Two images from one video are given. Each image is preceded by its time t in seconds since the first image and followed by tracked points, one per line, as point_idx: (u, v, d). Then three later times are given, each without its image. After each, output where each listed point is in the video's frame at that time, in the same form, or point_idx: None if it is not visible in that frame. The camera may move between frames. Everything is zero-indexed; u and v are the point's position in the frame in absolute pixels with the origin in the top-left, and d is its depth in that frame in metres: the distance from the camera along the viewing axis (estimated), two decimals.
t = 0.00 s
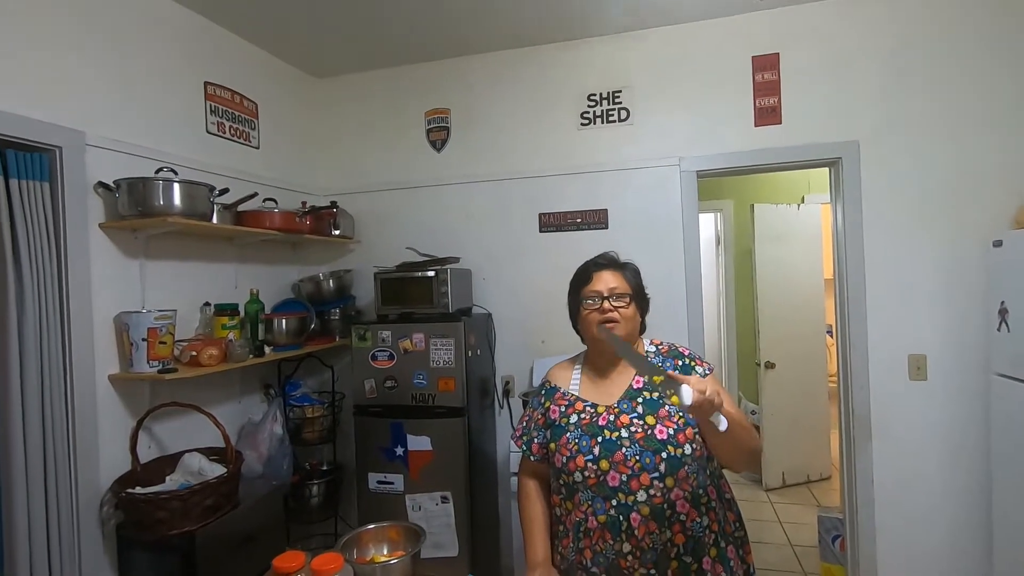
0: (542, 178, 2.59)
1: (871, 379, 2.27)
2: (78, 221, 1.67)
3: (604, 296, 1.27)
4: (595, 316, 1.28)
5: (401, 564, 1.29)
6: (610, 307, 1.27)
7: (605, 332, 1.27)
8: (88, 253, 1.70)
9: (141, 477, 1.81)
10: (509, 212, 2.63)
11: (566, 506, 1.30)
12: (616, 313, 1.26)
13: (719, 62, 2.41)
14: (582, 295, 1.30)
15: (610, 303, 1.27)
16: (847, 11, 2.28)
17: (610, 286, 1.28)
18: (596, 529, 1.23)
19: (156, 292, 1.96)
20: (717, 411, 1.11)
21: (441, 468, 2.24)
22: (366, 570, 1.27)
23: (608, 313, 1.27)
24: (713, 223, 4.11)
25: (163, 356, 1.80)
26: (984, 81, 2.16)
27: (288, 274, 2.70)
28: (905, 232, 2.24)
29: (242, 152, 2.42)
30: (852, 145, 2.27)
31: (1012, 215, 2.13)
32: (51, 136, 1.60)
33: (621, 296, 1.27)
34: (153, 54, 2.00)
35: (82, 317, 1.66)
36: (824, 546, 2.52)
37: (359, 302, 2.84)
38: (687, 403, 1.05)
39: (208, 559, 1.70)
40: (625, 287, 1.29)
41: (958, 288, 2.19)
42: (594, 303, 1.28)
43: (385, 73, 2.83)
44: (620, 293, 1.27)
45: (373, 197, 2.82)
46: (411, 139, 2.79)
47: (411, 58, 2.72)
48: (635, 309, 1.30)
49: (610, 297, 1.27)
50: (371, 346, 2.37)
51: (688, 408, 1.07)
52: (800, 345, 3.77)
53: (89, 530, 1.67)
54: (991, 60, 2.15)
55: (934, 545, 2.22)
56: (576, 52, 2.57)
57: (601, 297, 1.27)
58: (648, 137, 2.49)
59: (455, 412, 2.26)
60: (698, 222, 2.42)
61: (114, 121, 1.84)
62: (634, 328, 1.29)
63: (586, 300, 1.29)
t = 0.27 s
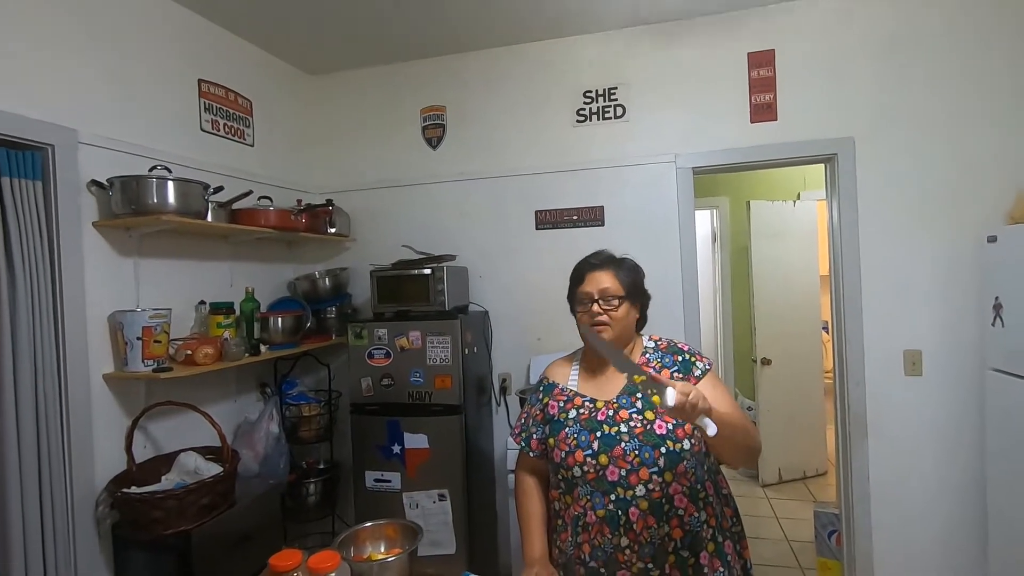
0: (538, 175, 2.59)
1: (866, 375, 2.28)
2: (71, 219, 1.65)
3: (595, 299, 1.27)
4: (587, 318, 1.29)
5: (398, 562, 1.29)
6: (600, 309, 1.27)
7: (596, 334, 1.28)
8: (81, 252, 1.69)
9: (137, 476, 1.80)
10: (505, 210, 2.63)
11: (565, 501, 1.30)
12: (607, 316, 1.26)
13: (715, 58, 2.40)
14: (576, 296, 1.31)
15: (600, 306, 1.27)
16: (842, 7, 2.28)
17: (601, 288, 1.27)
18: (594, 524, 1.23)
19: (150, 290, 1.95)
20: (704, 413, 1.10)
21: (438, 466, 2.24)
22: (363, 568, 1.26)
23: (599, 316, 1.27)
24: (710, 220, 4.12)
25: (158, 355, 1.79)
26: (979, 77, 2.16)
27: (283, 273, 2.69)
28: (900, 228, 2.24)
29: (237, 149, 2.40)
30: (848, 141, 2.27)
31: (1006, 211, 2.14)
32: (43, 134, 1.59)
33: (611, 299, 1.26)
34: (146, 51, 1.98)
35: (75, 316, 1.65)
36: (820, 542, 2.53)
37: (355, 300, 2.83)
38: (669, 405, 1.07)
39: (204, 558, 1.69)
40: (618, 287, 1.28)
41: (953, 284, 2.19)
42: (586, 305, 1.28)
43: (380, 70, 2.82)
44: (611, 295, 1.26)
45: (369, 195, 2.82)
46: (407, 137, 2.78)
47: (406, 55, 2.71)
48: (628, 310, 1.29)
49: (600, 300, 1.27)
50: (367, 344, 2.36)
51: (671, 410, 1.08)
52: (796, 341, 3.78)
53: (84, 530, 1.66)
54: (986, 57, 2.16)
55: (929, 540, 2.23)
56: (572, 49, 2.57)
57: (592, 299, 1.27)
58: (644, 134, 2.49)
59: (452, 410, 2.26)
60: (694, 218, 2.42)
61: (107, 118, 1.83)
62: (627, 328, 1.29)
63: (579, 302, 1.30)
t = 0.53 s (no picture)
0: (535, 168, 2.57)
1: (863, 368, 2.28)
2: (62, 212, 1.63)
3: (581, 322, 1.22)
4: (576, 338, 1.25)
5: (395, 557, 1.28)
6: (588, 331, 1.23)
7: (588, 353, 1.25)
8: (73, 246, 1.67)
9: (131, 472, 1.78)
10: (501, 203, 2.61)
11: (564, 492, 1.30)
12: (596, 335, 1.23)
13: (712, 50, 2.39)
14: (562, 315, 1.26)
15: (587, 327, 1.22)
16: None
17: (585, 310, 1.21)
18: (592, 515, 1.23)
19: (143, 285, 1.93)
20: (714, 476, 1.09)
21: (435, 461, 2.23)
22: (360, 562, 1.25)
23: (588, 336, 1.23)
24: (706, 215, 4.11)
25: (152, 349, 1.77)
26: (976, 69, 2.16)
27: (278, 267, 2.67)
28: (897, 221, 2.24)
29: (230, 143, 2.38)
30: (845, 134, 2.26)
31: (1002, 203, 2.14)
32: (33, 126, 1.56)
33: (597, 319, 1.21)
34: (138, 42, 1.96)
35: (67, 310, 1.63)
36: (817, 534, 2.54)
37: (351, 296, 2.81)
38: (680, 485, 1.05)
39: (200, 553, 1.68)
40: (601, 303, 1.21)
41: (949, 276, 2.20)
42: (573, 327, 1.24)
43: (375, 63, 2.80)
44: (596, 315, 1.21)
45: (364, 189, 2.80)
46: (402, 130, 2.76)
47: (401, 47, 2.69)
48: (618, 320, 1.24)
49: (586, 321, 1.22)
50: (363, 338, 2.35)
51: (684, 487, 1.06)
52: (792, 335, 3.78)
53: (78, 526, 1.65)
54: (983, 48, 2.15)
55: (925, 531, 2.24)
56: (568, 41, 2.55)
57: (579, 321, 1.22)
58: (641, 127, 2.48)
59: (449, 404, 2.25)
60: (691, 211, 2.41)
61: (98, 110, 1.80)
62: (618, 338, 1.25)
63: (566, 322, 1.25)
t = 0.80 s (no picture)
0: (530, 158, 2.55)
1: (857, 358, 2.28)
2: (50, 201, 1.61)
3: (571, 321, 1.21)
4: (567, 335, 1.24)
5: (388, 548, 1.28)
6: (578, 330, 1.21)
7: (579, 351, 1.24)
8: (61, 235, 1.65)
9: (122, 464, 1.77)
10: (496, 193, 2.60)
11: (558, 484, 1.30)
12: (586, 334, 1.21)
13: (708, 39, 2.37)
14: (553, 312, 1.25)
15: (577, 326, 1.21)
16: None
17: (575, 310, 1.20)
18: (585, 508, 1.23)
19: (134, 275, 1.91)
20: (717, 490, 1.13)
21: (430, 452, 2.23)
22: (354, 553, 1.25)
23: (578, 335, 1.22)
24: (702, 206, 4.10)
25: (143, 340, 1.75)
26: (973, 58, 2.15)
27: (271, 258, 2.65)
28: (893, 211, 2.24)
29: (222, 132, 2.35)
30: (841, 123, 2.25)
31: (997, 193, 2.14)
32: (18, 113, 1.53)
33: (586, 319, 1.20)
34: (126, 28, 1.92)
35: (56, 301, 1.61)
36: (810, 523, 2.56)
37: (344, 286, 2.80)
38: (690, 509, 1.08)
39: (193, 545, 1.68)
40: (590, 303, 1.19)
41: (944, 266, 2.20)
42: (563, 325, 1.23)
43: (368, 51, 2.76)
44: (585, 316, 1.19)
45: (358, 179, 2.77)
46: (396, 119, 2.73)
47: (394, 35, 2.65)
48: (609, 318, 1.22)
49: (576, 321, 1.20)
50: (357, 329, 2.33)
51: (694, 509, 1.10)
52: (787, 325, 3.79)
53: (70, 518, 1.64)
54: (980, 37, 2.14)
55: (917, 519, 2.26)
56: (563, 29, 2.53)
57: (569, 320, 1.21)
58: (637, 117, 2.46)
59: (444, 395, 2.24)
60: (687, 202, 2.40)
61: (86, 98, 1.77)
62: (609, 335, 1.24)
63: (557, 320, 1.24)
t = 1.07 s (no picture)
0: (526, 151, 2.55)
1: (850, 351, 2.30)
2: (42, 194, 1.60)
3: (566, 314, 1.21)
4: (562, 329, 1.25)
5: (384, 539, 1.28)
6: (573, 323, 1.22)
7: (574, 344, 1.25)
8: (54, 228, 1.63)
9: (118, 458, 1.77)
10: (492, 186, 2.59)
11: (553, 477, 1.31)
12: (581, 328, 1.22)
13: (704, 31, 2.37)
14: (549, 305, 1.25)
15: (572, 320, 1.21)
16: None
17: (570, 302, 1.20)
18: (580, 501, 1.25)
19: (128, 268, 1.90)
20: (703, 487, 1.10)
21: (426, 444, 2.24)
22: (350, 544, 1.25)
23: (573, 328, 1.22)
24: (697, 199, 4.11)
25: (138, 334, 1.74)
26: (967, 51, 2.16)
27: (266, 251, 2.65)
28: (886, 204, 2.25)
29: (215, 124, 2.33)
30: (836, 117, 2.26)
31: (989, 186, 2.16)
32: (9, 104, 1.52)
33: (581, 311, 1.20)
34: (117, 19, 1.90)
35: (49, 294, 1.61)
36: (803, 514, 2.60)
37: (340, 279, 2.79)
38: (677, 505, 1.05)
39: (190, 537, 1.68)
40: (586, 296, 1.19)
41: (936, 259, 2.21)
42: (559, 318, 1.23)
43: (363, 42, 2.74)
44: (580, 308, 1.20)
45: (353, 172, 2.76)
46: (391, 112, 2.72)
47: (389, 27, 2.64)
48: (605, 312, 1.23)
49: (571, 314, 1.21)
50: (353, 323, 2.33)
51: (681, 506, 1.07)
52: (781, 318, 3.81)
53: (66, 511, 1.64)
54: (974, 30, 2.15)
55: (908, 509, 2.29)
56: (559, 21, 2.51)
57: (564, 313, 1.22)
58: (633, 109, 2.46)
59: (440, 388, 2.25)
60: (682, 195, 2.41)
61: (77, 89, 1.76)
62: (604, 329, 1.24)
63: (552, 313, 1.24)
